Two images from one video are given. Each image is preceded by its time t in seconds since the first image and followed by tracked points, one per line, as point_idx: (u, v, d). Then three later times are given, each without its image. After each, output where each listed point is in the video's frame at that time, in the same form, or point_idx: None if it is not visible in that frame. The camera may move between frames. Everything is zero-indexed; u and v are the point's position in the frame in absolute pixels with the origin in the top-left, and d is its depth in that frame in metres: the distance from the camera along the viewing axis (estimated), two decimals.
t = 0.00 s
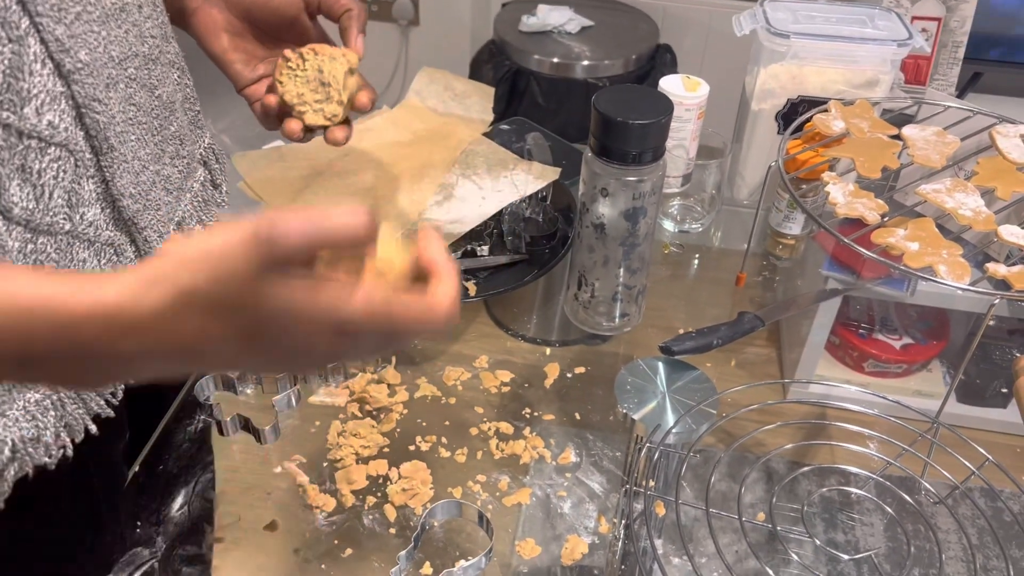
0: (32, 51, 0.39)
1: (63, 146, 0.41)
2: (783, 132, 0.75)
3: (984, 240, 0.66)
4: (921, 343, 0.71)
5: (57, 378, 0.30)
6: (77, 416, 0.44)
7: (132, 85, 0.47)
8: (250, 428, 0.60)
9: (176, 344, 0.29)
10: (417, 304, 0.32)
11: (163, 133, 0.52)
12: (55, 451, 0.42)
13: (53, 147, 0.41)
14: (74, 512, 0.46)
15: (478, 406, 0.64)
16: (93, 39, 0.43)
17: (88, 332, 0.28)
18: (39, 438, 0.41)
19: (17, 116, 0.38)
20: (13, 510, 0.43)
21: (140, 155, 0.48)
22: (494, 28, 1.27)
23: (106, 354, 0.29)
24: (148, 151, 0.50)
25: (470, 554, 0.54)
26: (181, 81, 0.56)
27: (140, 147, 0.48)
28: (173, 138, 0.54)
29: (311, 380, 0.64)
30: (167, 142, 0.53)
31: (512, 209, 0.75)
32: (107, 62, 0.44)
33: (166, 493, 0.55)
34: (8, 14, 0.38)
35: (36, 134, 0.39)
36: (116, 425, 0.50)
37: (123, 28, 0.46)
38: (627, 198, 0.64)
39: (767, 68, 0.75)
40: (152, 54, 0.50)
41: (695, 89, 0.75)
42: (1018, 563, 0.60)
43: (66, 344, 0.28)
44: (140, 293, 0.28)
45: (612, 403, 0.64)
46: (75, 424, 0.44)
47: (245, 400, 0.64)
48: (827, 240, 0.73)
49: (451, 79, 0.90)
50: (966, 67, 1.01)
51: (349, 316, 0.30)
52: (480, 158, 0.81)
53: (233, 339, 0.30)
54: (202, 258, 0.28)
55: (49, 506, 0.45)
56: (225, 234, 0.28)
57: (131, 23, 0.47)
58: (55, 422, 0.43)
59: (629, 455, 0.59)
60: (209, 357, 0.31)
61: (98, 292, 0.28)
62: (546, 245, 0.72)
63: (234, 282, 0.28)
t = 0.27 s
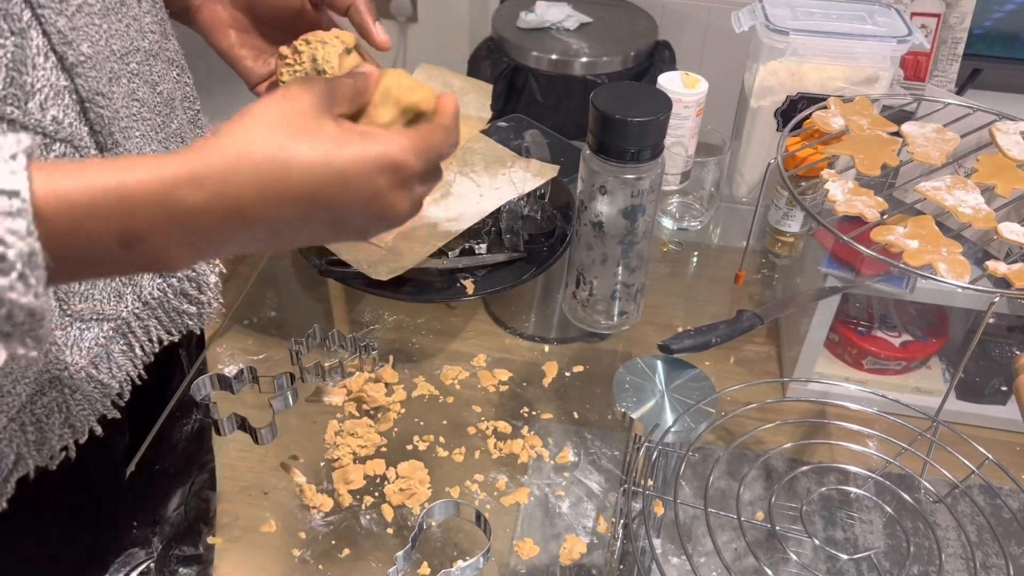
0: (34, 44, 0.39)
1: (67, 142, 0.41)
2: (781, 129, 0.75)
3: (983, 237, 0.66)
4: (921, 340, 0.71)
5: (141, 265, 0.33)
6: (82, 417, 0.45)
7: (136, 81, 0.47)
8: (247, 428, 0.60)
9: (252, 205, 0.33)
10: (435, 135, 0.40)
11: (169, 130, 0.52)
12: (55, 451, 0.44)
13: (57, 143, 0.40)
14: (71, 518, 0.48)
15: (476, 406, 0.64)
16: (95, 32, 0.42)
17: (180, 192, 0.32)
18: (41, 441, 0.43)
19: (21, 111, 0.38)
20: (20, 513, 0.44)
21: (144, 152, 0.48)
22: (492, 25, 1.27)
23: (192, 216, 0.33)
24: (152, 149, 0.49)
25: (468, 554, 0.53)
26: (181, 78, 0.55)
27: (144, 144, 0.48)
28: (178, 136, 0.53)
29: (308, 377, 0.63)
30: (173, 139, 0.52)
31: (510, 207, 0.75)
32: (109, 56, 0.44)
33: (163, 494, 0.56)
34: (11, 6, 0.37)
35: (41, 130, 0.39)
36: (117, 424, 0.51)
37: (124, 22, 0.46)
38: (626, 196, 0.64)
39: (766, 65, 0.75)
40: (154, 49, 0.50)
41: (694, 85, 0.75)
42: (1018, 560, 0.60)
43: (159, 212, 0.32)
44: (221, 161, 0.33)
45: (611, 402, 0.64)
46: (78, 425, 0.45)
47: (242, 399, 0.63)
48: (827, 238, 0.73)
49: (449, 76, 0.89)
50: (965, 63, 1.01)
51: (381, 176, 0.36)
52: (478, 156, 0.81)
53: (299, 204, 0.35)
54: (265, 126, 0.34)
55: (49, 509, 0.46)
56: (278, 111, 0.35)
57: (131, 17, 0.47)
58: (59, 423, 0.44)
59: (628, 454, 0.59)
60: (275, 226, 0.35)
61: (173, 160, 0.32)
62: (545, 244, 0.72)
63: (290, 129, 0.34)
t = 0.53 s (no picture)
0: (34, 44, 0.39)
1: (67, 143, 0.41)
2: (781, 128, 0.75)
3: (984, 236, 0.65)
4: (921, 337, 0.71)
5: (123, 234, 0.35)
6: (80, 416, 0.44)
7: (138, 83, 0.47)
8: (247, 429, 0.59)
9: (223, 175, 0.35)
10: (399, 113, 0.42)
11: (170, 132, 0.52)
12: (56, 450, 0.43)
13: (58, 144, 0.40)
14: (73, 522, 0.47)
15: (476, 405, 0.64)
16: (96, 32, 0.42)
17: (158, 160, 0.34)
18: (41, 439, 0.42)
19: (20, 111, 0.38)
20: (18, 514, 0.43)
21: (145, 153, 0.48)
22: (492, 22, 1.27)
23: (170, 183, 0.34)
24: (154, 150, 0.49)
25: (468, 554, 0.53)
26: (184, 80, 0.55)
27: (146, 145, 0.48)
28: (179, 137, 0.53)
29: (308, 377, 0.63)
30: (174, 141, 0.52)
31: (509, 206, 0.75)
32: (110, 56, 0.43)
33: (162, 495, 0.56)
34: (11, 6, 0.37)
35: (40, 130, 0.39)
36: (116, 425, 0.50)
37: (126, 23, 0.46)
38: (625, 195, 0.64)
39: (766, 64, 0.74)
40: (155, 51, 0.49)
41: (694, 84, 0.75)
42: (1017, 558, 0.60)
43: (137, 180, 0.34)
44: (196, 133, 0.35)
45: (611, 401, 0.64)
46: (77, 424, 0.44)
47: (241, 400, 0.63)
48: (827, 237, 0.73)
49: (449, 74, 0.89)
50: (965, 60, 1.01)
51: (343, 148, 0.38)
52: (477, 155, 0.81)
53: (267, 174, 0.36)
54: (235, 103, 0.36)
55: (52, 512, 0.46)
56: (247, 92, 0.38)
57: (133, 18, 0.47)
58: (59, 422, 0.43)
59: (628, 454, 0.59)
60: (249, 197, 0.37)
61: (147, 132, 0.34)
62: (545, 243, 0.71)
63: (260, 105, 0.37)
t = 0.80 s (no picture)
0: (24, 53, 0.39)
1: (58, 151, 0.41)
2: (782, 132, 0.75)
3: (984, 241, 0.65)
4: (921, 340, 0.71)
5: (93, 296, 0.33)
6: (73, 423, 0.44)
7: (133, 90, 0.46)
8: (246, 435, 0.60)
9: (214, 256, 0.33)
10: (430, 220, 0.38)
11: (167, 141, 0.51)
12: (50, 458, 0.43)
13: (48, 152, 0.41)
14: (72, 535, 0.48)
15: (476, 411, 0.64)
16: (90, 40, 0.42)
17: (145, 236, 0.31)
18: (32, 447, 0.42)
19: (9, 120, 0.38)
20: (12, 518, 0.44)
21: (140, 161, 0.48)
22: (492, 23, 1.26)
23: (153, 253, 0.32)
24: (149, 158, 0.49)
25: (468, 562, 0.53)
26: (184, 89, 0.55)
27: (140, 152, 0.48)
28: (177, 146, 0.53)
29: (308, 383, 0.64)
30: (171, 150, 0.52)
31: (509, 210, 0.75)
32: (104, 65, 0.43)
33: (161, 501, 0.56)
34: None
35: (30, 139, 0.40)
36: (115, 432, 0.50)
37: (123, 32, 0.45)
38: (625, 201, 0.64)
39: (766, 67, 0.74)
40: (154, 59, 0.49)
41: (693, 88, 0.74)
42: (1017, 560, 0.60)
43: (117, 251, 0.31)
44: (194, 197, 0.31)
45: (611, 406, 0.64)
46: (71, 432, 0.44)
47: (241, 406, 0.63)
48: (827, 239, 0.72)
49: (448, 77, 0.89)
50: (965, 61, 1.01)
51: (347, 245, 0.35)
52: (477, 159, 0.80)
53: (260, 256, 0.34)
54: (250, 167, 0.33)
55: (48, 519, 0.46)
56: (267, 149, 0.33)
57: (131, 26, 0.46)
58: (51, 430, 0.43)
59: (627, 460, 0.59)
60: (242, 269, 0.34)
61: (138, 195, 0.31)
62: (544, 247, 0.72)
63: (279, 170, 0.33)
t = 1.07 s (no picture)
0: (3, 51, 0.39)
1: (40, 151, 0.41)
2: (781, 131, 0.75)
3: (983, 240, 0.65)
4: (920, 339, 0.71)
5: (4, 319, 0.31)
6: (60, 423, 0.43)
7: (125, 93, 0.46)
8: (246, 434, 0.60)
9: (133, 276, 0.30)
10: (377, 243, 0.34)
11: (162, 147, 0.51)
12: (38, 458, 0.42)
13: (29, 151, 0.40)
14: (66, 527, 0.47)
15: (476, 410, 0.64)
16: (75, 42, 0.42)
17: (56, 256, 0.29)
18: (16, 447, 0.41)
19: None
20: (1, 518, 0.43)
21: (133, 165, 0.47)
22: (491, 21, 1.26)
23: (60, 273, 0.29)
24: (144, 164, 0.48)
25: (467, 561, 0.53)
26: (184, 100, 0.55)
27: (132, 156, 0.47)
28: (173, 154, 0.52)
29: (307, 382, 0.63)
30: (166, 157, 0.51)
31: (508, 210, 0.75)
32: (92, 67, 0.43)
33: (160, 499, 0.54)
34: None
35: (10, 138, 0.39)
36: (108, 427, 0.48)
37: (114, 34, 0.45)
38: (625, 200, 0.64)
39: (765, 66, 0.74)
40: (149, 64, 0.49)
41: (693, 87, 0.74)
42: (1016, 558, 0.61)
43: (19, 270, 0.29)
44: (109, 219, 0.29)
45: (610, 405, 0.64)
46: (59, 432, 0.43)
47: (241, 405, 0.63)
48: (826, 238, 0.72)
49: (447, 76, 0.89)
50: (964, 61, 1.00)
51: (284, 273, 0.31)
52: (477, 158, 0.80)
53: (183, 285, 0.31)
54: (172, 189, 0.30)
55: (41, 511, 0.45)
56: (200, 174, 0.31)
57: (123, 30, 0.46)
58: (37, 431, 0.42)
59: (627, 459, 0.59)
60: (164, 298, 0.31)
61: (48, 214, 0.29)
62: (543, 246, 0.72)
63: (213, 196, 0.30)
